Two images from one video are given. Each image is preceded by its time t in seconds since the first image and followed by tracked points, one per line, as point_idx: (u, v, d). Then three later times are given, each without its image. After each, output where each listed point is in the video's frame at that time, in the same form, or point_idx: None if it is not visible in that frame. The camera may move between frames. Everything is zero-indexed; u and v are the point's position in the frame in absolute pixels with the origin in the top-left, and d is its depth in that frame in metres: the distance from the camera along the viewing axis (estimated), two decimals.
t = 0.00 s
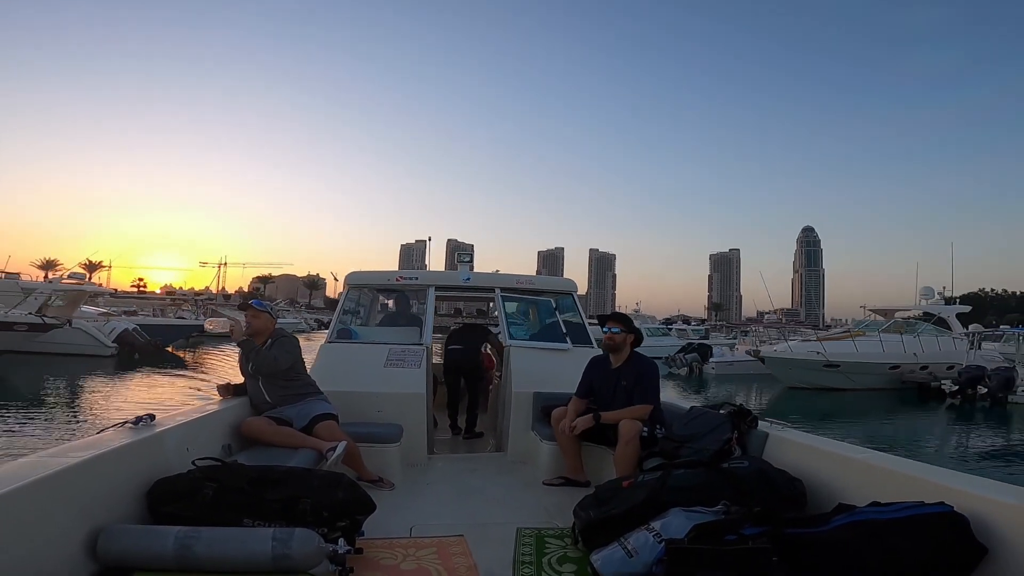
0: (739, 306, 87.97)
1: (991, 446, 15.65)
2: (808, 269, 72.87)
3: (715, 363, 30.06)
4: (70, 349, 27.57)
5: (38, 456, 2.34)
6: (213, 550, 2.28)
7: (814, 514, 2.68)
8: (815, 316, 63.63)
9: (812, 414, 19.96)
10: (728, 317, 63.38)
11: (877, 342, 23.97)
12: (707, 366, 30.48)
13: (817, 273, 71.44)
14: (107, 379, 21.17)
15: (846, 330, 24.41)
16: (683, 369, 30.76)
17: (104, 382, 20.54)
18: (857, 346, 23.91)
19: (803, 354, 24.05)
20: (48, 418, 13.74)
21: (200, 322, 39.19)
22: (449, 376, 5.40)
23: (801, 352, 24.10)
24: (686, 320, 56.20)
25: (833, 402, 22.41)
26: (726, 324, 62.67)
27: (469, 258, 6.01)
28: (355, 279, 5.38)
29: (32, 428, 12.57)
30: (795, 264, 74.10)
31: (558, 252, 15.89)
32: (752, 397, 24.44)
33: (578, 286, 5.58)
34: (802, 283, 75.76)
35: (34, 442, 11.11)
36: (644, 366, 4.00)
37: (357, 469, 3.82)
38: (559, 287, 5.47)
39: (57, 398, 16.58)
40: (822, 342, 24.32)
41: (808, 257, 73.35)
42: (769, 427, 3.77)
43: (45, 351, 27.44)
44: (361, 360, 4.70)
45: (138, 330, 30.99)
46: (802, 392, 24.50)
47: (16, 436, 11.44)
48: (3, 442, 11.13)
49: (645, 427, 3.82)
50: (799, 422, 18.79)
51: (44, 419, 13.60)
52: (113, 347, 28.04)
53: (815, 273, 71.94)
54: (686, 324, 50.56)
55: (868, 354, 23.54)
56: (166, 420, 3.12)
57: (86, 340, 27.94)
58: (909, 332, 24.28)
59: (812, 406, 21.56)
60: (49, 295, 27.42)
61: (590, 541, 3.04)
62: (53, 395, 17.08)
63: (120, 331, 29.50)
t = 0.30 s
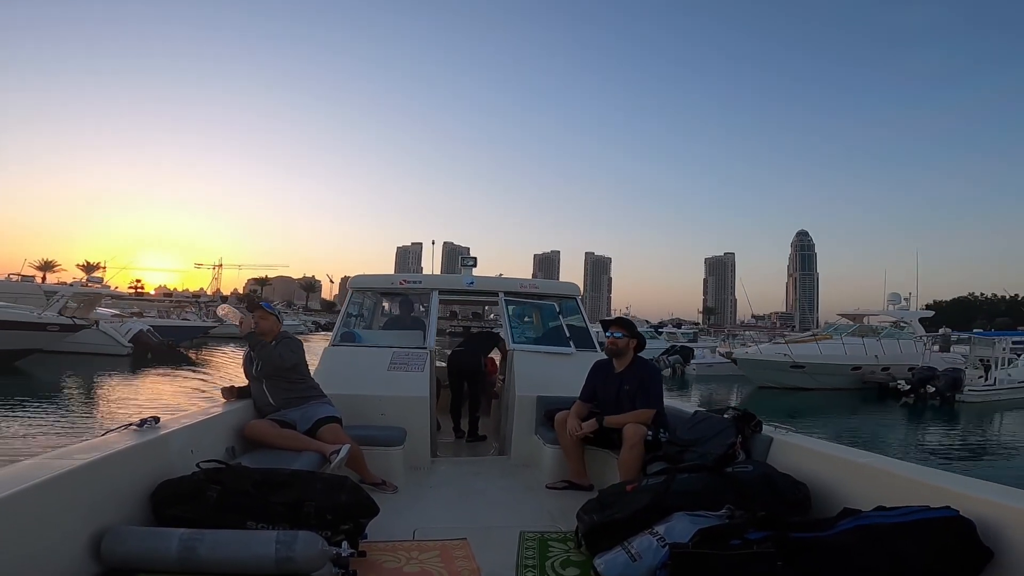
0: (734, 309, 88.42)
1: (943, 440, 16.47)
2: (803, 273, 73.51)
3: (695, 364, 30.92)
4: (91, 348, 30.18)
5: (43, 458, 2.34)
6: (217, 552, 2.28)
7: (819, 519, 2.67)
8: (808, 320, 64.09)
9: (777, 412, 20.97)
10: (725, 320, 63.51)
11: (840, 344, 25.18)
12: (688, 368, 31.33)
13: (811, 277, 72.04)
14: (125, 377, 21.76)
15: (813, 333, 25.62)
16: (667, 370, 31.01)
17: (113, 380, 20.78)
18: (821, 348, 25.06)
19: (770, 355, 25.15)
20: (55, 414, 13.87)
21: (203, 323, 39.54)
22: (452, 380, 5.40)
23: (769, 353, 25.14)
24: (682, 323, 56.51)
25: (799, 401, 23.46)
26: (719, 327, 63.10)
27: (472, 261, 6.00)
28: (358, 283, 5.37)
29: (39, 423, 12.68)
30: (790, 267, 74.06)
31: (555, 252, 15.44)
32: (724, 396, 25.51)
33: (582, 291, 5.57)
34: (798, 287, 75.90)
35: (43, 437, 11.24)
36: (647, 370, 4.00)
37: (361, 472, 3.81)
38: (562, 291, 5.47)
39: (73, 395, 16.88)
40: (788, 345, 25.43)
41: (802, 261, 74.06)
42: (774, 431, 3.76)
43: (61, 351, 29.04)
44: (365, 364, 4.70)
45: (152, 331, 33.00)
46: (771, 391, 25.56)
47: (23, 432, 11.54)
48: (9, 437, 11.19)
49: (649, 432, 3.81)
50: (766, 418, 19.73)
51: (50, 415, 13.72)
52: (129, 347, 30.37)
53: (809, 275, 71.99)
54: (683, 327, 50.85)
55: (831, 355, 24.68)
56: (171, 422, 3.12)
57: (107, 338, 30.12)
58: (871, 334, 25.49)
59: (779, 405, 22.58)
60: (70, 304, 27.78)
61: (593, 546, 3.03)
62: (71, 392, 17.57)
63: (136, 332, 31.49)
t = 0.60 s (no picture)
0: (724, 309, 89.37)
1: (888, 432, 17.70)
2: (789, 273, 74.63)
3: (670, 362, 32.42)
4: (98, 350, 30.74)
5: (39, 459, 2.33)
6: (214, 553, 2.28)
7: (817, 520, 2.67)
8: (793, 320, 64.96)
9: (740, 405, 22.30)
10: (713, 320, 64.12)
11: (799, 343, 26.65)
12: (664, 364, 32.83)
13: (797, 277, 73.08)
14: (133, 377, 22.14)
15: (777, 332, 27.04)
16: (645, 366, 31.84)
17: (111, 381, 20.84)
18: (783, 346, 26.50)
19: (734, 353, 26.56)
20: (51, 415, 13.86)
21: (197, 325, 39.61)
22: (450, 381, 5.39)
23: (736, 351, 26.52)
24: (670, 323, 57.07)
25: (762, 396, 24.84)
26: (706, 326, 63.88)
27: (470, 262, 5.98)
28: (356, 284, 5.36)
29: (34, 424, 12.67)
30: (776, 268, 74.82)
31: (543, 252, 15.19)
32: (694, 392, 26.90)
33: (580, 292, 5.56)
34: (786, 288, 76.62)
35: (39, 438, 11.22)
36: (644, 371, 4.01)
37: (358, 473, 3.81)
38: (560, 292, 5.46)
39: (71, 396, 16.88)
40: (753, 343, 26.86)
41: (788, 261, 75.22)
42: (771, 433, 3.76)
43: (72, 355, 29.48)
44: (363, 364, 4.70)
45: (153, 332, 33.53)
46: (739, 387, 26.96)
47: (17, 433, 11.53)
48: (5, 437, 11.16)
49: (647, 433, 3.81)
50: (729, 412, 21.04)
51: (45, 415, 13.70)
52: (135, 348, 30.92)
53: (795, 275, 72.82)
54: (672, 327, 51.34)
55: (792, 353, 26.11)
56: (168, 423, 3.11)
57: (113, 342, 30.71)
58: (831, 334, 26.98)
59: (743, 399, 23.93)
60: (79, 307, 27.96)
61: (591, 547, 3.04)
62: (81, 391, 17.83)
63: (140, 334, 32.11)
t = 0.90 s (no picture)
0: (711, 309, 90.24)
1: (834, 425, 18.89)
2: (773, 273, 75.70)
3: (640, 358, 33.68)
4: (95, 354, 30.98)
5: (31, 464, 2.33)
6: (209, 558, 2.28)
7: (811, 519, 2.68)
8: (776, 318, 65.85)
9: (707, 402, 23.29)
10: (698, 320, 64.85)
11: (762, 341, 27.92)
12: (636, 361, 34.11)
13: (780, 276, 74.06)
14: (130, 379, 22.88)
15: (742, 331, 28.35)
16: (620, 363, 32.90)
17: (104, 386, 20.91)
18: (746, 345, 27.81)
19: (701, 352, 27.53)
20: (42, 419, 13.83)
21: (190, 328, 39.71)
22: (445, 383, 5.41)
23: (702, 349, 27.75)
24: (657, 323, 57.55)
25: (726, 392, 26.06)
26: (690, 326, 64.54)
27: (465, 264, 5.99)
28: (350, 287, 5.38)
29: (26, 428, 12.65)
30: (760, 268, 75.76)
31: (527, 255, 15.07)
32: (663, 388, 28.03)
33: (574, 294, 5.59)
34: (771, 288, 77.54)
35: (29, 442, 11.18)
36: (638, 373, 4.02)
37: (354, 476, 3.81)
38: (553, 294, 5.49)
39: (62, 401, 16.79)
40: (719, 342, 28.12)
41: (771, 261, 76.49)
42: (765, 433, 3.78)
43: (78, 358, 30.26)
44: (358, 368, 4.70)
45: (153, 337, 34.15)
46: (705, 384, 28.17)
47: (8, 437, 11.50)
48: None
49: (642, 434, 3.82)
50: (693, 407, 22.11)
51: (36, 420, 13.65)
52: (135, 351, 31.22)
53: (779, 275, 73.81)
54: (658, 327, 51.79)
55: (754, 350, 27.41)
56: (161, 428, 3.11)
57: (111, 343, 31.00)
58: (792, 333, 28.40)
59: (707, 395, 25.12)
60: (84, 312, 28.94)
61: (587, 548, 3.05)
62: (75, 395, 18.03)
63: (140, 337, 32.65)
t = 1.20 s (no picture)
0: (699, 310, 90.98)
1: (791, 419, 19.90)
2: (759, 273, 76.55)
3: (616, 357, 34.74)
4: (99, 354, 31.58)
5: (30, 467, 2.32)
6: (208, 559, 2.28)
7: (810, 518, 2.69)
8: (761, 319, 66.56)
9: (677, 398, 24.23)
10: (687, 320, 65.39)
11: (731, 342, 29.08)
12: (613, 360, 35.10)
13: (767, 277, 74.90)
14: (125, 380, 22.91)
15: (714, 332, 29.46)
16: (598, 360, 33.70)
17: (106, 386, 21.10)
18: (716, 345, 28.92)
19: (673, 352, 28.62)
20: (39, 420, 13.85)
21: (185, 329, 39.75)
22: (444, 384, 5.41)
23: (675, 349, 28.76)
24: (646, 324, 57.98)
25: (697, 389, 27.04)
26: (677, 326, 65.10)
27: (463, 265, 5.98)
28: (348, 289, 5.37)
29: (22, 429, 12.67)
30: (747, 268, 76.53)
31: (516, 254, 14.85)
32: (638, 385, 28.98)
33: (572, 293, 5.59)
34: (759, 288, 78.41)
35: (25, 444, 11.20)
36: (637, 373, 4.02)
37: (352, 477, 3.81)
38: (551, 294, 5.48)
39: (57, 403, 16.80)
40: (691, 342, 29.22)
41: (758, 262, 77.47)
42: (763, 431, 3.78)
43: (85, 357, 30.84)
44: (356, 369, 4.70)
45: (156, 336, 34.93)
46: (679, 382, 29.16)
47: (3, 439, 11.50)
48: None
49: (641, 434, 3.83)
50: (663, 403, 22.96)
51: (33, 421, 13.69)
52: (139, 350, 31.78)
53: (765, 274, 74.73)
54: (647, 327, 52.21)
55: (725, 350, 28.53)
56: (159, 430, 3.10)
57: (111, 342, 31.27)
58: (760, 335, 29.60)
59: (678, 392, 26.07)
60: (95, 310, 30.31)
61: (587, 548, 3.04)
62: (70, 397, 18.03)
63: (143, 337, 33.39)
